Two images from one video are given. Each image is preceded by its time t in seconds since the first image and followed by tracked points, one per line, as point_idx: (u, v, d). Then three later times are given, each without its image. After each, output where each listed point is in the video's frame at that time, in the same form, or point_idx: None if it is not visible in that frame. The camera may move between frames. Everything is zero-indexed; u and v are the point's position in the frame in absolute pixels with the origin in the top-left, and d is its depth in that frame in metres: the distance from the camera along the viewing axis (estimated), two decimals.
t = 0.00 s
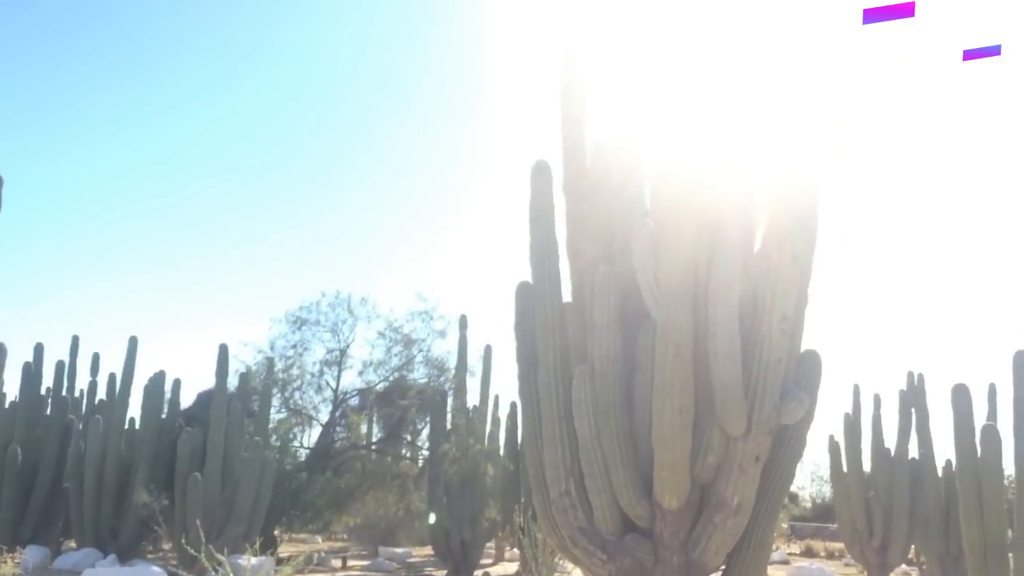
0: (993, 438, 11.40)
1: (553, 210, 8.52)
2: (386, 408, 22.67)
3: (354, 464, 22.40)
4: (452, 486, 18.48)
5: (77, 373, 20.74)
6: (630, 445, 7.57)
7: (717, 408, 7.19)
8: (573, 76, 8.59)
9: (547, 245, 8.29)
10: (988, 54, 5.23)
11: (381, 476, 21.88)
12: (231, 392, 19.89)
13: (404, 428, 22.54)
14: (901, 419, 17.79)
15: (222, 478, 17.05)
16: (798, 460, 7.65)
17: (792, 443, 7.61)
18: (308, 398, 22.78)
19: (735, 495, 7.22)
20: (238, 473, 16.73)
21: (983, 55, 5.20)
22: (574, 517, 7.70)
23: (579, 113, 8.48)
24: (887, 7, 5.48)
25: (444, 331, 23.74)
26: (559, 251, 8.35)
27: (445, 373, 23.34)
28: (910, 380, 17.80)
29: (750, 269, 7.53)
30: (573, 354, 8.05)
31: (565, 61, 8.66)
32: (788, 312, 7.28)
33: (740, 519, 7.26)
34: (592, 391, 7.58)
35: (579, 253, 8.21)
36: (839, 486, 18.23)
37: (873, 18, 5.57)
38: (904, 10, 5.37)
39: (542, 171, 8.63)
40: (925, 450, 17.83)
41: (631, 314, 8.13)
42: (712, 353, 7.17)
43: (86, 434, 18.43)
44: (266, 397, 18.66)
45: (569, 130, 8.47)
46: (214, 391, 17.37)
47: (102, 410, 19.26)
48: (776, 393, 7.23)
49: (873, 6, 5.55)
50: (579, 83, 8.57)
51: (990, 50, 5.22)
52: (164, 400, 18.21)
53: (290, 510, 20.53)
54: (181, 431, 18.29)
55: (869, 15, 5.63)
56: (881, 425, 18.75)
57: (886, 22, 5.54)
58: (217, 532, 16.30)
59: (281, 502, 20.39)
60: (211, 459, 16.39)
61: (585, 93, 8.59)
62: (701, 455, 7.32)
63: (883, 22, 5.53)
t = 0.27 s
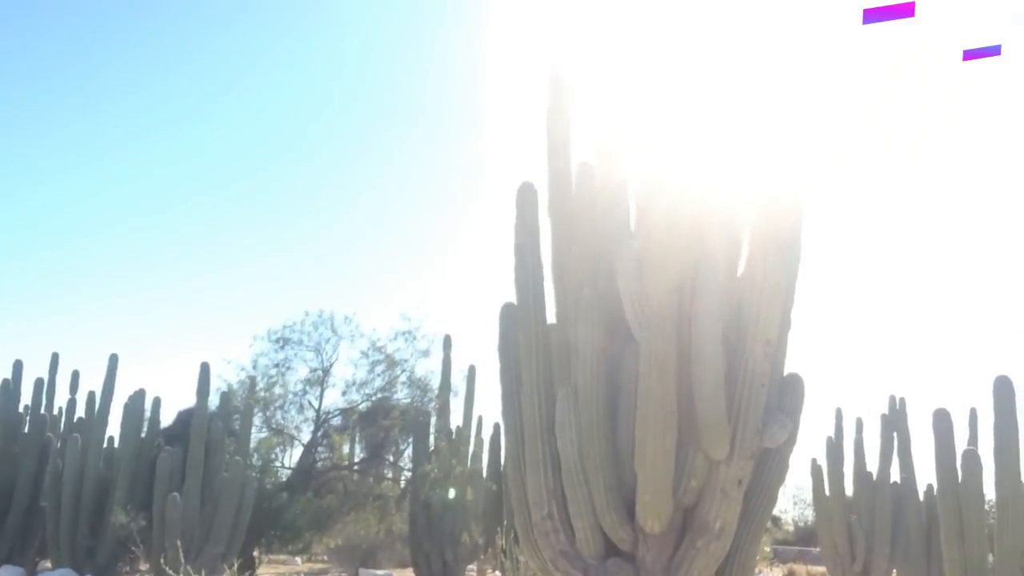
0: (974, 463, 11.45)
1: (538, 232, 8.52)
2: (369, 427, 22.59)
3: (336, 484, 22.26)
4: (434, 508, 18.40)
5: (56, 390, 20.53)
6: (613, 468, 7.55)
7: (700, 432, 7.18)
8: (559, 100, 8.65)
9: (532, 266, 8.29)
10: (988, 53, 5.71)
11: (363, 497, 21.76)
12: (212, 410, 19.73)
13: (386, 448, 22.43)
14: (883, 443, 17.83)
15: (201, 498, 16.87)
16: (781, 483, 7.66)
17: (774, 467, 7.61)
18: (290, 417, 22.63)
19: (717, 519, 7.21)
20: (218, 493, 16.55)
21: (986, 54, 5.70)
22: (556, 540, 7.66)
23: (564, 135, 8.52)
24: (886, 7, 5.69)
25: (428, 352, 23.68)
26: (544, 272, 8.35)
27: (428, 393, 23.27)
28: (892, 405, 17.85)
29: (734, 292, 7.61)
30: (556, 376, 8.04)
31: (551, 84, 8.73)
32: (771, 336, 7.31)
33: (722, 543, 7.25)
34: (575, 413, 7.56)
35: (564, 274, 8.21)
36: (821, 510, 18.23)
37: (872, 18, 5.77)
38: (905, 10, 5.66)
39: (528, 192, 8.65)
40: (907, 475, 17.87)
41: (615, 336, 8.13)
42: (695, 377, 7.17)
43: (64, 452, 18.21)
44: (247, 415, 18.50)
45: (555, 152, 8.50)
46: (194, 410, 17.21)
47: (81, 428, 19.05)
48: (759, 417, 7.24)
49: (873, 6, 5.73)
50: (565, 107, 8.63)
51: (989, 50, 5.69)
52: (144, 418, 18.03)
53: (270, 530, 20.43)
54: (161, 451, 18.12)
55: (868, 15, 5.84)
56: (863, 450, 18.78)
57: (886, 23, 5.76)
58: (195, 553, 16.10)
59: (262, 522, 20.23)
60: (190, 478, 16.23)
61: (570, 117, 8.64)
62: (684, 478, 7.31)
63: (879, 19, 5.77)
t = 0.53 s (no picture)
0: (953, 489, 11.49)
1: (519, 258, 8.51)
2: (350, 454, 22.44)
3: (315, 513, 21.83)
4: (415, 536, 18.31)
5: (32, 419, 20.26)
6: (593, 496, 7.52)
7: (680, 459, 7.17)
8: (539, 128, 8.69)
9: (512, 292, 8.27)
10: (989, 52, 6.94)
11: (342, 525, 21.44)
12: (190, 438, 19.53)
13: (367, 476, 22.17)
14: (864, 469, 17.88)
15: (178, 528, 16.65)
16: (761, 510, 7.65)
17: (755, 493, 7.61)
18: (269, 445, 22.43)
19: (698, 547, 7.18)
20: (195, 522, 16.36)
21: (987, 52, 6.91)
22: (536, 569, 7.62)
23: (543, 162, 8.56)
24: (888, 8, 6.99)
25: (409, 378, 23.58)
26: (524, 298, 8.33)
27: (410, 420, 23.15)
28: (872, 430, 17.91)
29: (712, 317, 7.59)
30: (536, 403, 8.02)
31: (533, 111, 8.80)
32: (750, 362, 7.35)
33: (703, 571, 7.22)
34: (555, 441, 7.52)
35: (543, 299, 8.18)
36: (803, 536, 18.22)
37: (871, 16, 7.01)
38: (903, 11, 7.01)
39: (507, 219, 8.65)
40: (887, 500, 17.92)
41: (595, 362, 8.12)
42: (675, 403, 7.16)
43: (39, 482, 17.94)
44: (226, 443, 18.31)
45: (535, 179, 8.52)
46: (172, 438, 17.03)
47: (56, 457, 18.79)
48: (739, 444, 7.25)
49: (874, 7, 6.95)
50: (545, 134, 8.67)
51: (991, 49, 6.93)
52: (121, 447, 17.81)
53: (248, 560, 20.39)
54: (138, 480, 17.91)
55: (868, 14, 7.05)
56: (844, 475, 18.82)
57: (886, 20, 7.04)
58: None
59: (239, 551, 20.18)
60: (167, 508, 16.01)
61: (550, 144, 8.66)
62: (665, 506, 7.29)
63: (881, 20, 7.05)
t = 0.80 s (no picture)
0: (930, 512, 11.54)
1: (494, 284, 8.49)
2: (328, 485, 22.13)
3: (292, 543, 21.42)
4: (394, 567, 18.10)
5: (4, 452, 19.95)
6: (571, 524, 7.48)
7: (657, 485, 7.16)
8: (513, 156, 8.74)
9: (488, 318, 8.24)
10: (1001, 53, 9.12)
11: (320, 556, 21.17)
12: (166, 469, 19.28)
13: (345, 505, 21.85)
14: (843, 492, 17.92)
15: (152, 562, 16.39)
16: (739, 537, 7.64)
17: (732, 519, 7.60)
18: (247, 475, 22.15)
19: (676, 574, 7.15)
20: (170, 556, 16.18)
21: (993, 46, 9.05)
22: None
23: (518, 189, 8.59)
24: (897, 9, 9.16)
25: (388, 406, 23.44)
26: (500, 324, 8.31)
27: (389, 448, 22.97)
28: (851, 453, 17.96)
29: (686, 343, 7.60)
30: (513, 430, 7.99)
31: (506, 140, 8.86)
32: (726, 387, 7.38)
33: None
34: (532, 468, 7.49)
35: (519, 324, 8.17)
36: (784, 560, 18.21)
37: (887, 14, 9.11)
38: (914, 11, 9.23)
39: (483, 246, 8.65)
40: (867, 523, 17.96)
41: (571, 388, 8.11)
42: (651, 430, 7.17)
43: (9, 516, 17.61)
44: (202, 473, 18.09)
45: (510, 205, 8.53)
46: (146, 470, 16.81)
47: (28, 490, 18.48)
48: (715, 469, 7.26)
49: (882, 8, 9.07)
50: (519, 162, 8.71)
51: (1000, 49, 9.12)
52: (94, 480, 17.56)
53: None
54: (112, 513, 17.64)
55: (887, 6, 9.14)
56: (824, 499, 18.85)
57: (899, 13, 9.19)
58: None
59: None
60: (141, 542, 15.76)
61: (523, 171, 8.70)
62: (642, 533, 7.26)
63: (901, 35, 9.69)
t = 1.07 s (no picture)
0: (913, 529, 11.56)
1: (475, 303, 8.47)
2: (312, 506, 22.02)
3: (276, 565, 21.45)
4: None
5: None
6: (554, 544, 7.43)
7: (640, 504, 7.13)
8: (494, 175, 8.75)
9: (470, 337, 8.22)
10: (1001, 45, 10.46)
11: None
12: (147, 491, 19.08)
13: (330, 526, 21.89)
14: (828, 510, 17.93)
15: None
16: (723, 556, 7.61)
17: (715, 538, 7.57)
18: (229, 496, 21.96)
19: None
20: None
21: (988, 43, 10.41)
22: None
23: (500, 208, 8.59)
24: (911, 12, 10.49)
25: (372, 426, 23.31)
26: (482, 343, 8.28)
27: (373, 468, 22.80)
28: (835, 470, 17.98)
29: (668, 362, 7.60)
30: (496, 450, 7.95)
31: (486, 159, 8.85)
32: (708, 405, 7.38)
33: None
34: (515, 488, 7.44)
35: (501, 344, 8.16)
36: None
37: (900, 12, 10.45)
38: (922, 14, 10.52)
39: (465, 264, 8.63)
40: (852, 540, 17.96)
41: (553, 407, 8.08)
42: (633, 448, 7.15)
43: None
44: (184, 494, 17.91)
45: (492, 224, 8.53)
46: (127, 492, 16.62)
47: (7, 513, 18.23)
48: (698, 487, 7.24)
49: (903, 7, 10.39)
50: (500, 180, 8.72)
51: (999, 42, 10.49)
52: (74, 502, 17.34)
53: None
54: (92, 536, 17.40)
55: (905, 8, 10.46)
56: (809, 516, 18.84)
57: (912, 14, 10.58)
58: None
59: None
60: (122, 565, 15.56)
61: (504, 190, 8.70)
62: (625, 552, 7.22)
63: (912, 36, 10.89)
